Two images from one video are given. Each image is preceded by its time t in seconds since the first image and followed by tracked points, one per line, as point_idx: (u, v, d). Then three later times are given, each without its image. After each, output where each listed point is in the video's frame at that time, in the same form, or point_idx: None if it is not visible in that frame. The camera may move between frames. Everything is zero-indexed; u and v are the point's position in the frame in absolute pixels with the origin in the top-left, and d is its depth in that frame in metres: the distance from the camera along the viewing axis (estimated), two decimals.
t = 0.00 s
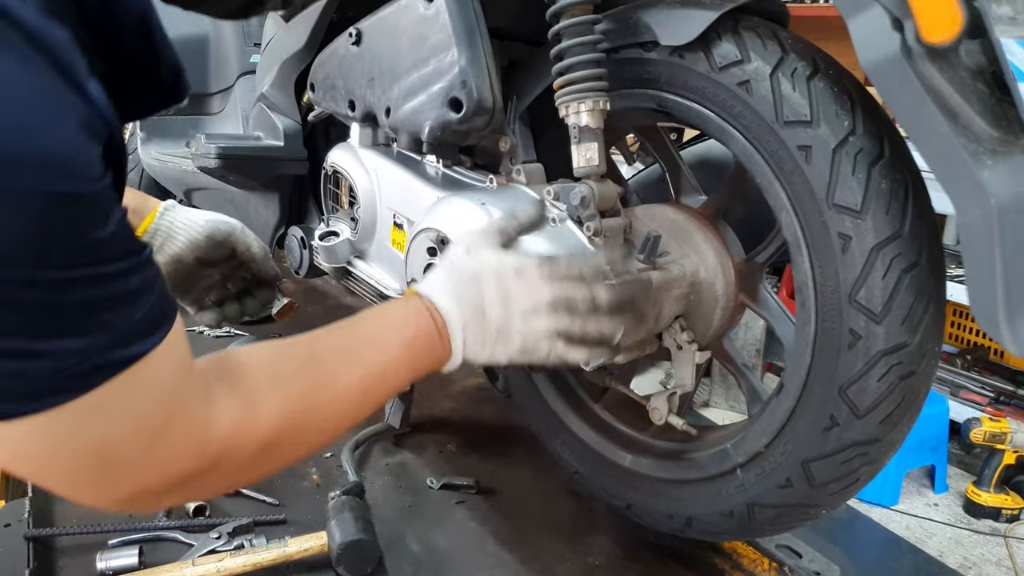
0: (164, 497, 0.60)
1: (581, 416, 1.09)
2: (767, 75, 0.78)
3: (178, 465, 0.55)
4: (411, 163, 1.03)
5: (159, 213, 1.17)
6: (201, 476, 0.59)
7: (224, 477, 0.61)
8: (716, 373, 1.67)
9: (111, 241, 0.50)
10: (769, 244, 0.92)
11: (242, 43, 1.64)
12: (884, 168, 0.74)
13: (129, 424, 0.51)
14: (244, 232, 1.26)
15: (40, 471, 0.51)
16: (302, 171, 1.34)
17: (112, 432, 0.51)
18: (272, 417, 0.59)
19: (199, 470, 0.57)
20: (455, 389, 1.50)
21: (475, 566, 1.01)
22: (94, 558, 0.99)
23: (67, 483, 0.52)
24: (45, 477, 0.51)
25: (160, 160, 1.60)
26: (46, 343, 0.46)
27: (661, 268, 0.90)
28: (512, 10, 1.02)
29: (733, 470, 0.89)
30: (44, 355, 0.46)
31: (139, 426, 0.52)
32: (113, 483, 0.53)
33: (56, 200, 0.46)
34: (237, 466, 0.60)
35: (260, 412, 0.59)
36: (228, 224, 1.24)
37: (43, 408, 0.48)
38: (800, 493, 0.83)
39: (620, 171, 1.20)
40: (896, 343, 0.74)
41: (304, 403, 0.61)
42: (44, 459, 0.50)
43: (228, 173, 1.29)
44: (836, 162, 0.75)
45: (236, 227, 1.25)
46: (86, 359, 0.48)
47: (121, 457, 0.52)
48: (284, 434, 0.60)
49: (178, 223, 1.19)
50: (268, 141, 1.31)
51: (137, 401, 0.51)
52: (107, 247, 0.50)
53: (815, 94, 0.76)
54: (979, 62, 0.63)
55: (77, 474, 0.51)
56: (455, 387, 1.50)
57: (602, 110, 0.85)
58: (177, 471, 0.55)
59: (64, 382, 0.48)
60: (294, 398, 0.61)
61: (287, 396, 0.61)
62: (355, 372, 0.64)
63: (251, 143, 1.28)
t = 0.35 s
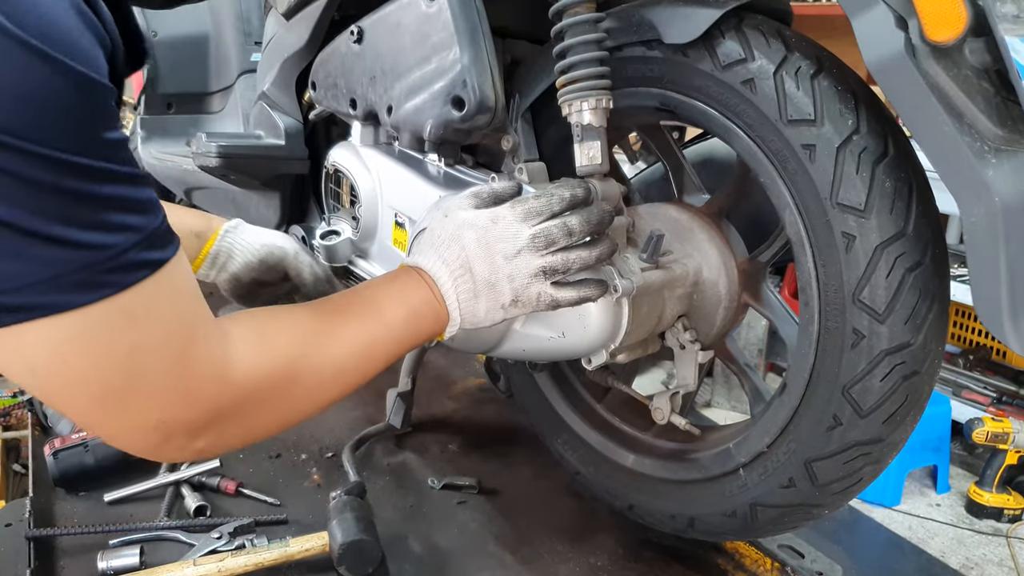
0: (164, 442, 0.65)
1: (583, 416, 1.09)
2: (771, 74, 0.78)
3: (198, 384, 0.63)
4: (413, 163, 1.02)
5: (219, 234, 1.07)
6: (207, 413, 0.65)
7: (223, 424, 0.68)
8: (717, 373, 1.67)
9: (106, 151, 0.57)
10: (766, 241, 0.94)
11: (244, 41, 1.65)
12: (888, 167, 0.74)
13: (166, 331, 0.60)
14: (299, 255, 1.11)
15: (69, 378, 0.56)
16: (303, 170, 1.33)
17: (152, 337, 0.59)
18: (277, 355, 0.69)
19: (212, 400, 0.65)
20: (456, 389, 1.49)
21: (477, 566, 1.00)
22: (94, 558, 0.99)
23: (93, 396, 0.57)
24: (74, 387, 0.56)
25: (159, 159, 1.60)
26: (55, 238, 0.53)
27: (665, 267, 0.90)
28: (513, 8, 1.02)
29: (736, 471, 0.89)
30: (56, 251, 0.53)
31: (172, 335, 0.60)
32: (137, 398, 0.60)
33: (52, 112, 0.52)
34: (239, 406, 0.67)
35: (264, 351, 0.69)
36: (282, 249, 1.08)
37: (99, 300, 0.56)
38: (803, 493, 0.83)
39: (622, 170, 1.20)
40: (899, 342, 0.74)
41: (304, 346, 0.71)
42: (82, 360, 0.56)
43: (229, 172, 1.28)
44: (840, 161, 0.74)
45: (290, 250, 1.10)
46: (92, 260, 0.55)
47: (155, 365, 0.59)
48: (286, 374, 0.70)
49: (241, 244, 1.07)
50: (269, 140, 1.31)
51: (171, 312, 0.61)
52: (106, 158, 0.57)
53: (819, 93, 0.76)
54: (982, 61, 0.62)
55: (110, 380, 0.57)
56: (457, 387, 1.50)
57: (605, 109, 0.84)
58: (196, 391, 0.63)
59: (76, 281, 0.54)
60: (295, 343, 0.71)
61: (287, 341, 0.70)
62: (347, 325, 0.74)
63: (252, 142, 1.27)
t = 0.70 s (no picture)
0: (137, 384, 0.61)
1: (582, 416, 1.09)
2: (769, 74, 0.78)
3: (174, 315, 0.60)
4: (412, 163, 1.02)
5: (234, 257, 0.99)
6: (185, 354, 0.62)
7: (203, 376, 0.64)
8: (716, 373, 1.67)
9: (57, 50, 0.60)
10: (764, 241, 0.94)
11: (243, 41, 1.67)
12: (885, 168, 0.74)
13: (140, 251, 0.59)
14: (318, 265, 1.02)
15: (35, 288, 0.54)
16: (303, 170, 1.34)
17: (125, 252, 0.58)
18: (264, 307, 0.66)
19: (189, 337, 0.61)
20: (456, 389, 1.49)
21: (475, 566, 1.00)
22: (93, 558, 0.99)
23: (60, 313, 0.55)
24: (41, 298, 0.55)
25: (159, 160, 1.60)
26: (23, 132, 0.55)
27: (663, 267, 0.90)
28: (512, 9, 1.02)
29: (734, 470, 0.89)
30: (26, 148, 0.55)
31: (147, 258, 0.60)
32: (108, 320, 0.57)
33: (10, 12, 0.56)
34: (220, 354, 0.64)
35: (249, 300, 0.66)
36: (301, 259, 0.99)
37: (72, 208, 0.56)
38: (802, 493, 0.83)
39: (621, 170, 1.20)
40: (897, 342, 0.74)
41: (297, 304, 0.68)
42: (50, 269, 0.55)
43: (228, 172, 1.28)
44: (837, 161, 0.75)
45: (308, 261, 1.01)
46: (59, 158, 0.56)
47: (127, 283, 0.58)
48: (273, 329, 0.66)
49: (257, 263, 0.98)
50: (268, 140, 1.31)
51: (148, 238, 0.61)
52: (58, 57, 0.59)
53: (817, 93, 0.76)
54: (979, 61, 0.62)
55: (81, 302, 0.56)
56: (456, 387, 1.50)
57: (603, 109, 0.85)
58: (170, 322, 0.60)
59: (46, 181, 0.55)
60: (285, 299, 0.67)
61: (277, 297, 0.67)
62: (342, 289, 0.71)
63: (252, 142, 1.28)
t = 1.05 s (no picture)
0: (128, 348, 0.59)
1: (579, 416, 1.09)
2: (765, 75, 0.78)
3: (168, 280, 0.60)
4: (411, 163, 1.02)
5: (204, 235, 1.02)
6: (179, 321, 0.61)
7: (197, 346, 0.62)
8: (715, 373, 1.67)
9: (58, 23, 0.61)
10: (760, 242, 0.95)
11: (242, 42, 1.68)
12: (881, 168, 0.74)
13: (139, 216, 0.59)
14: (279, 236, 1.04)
15: (33, 243, 0.54)
16: (301, 170, 1.34)
17: (123, 214, 0.58)
18: (259, 284, 0.66)
19: (183, 303, 0.60)
20: (454, 389, 1.50)
21: (472, 566, 1.00)
22: (91, 557, 0.99)
23: (52, 266, 0.55)
24: (35, 250, 0.54)
25: (158, 160, 1.61)
26: (26, 99, 0.55)
27: (660, 267, 0.90)
28: (509, 10, 1.02)
29: (731, 470, 0.89)
30: (27, 113, 0.56)
31: (146, 224, 0.60)
32: (104, 279, 0.57)
33: None
34: (215, 324, 0.62)
35: (243, 274, 0.66)
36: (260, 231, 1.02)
37: (72, 173, 0.56)
38: (798, 493, 0.83)
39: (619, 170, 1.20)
40: (893, 342, 0.74)
41: (292, 284, 0.68)
42: (46, 223, 0.54)
43: (226, 172, 1.28)
44: (833, 161, 0.75)
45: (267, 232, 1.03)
46: (62, 125, 0.57)
47: (126, 246, 0.58)
48: (268, 305, 0.66)
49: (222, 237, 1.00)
50: (267, 140, 1.31)
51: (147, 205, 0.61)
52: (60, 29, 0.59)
53: (813, 93, 0.76)
54: (973, 61, 0.62)
55: (78, 258, 0.55)
56: (454, 387, 1.50)
57: (600, 109, 0.85)
58: (166, 286, 0.60)
59: (49, 146, 0.55)
60: (281, 279, 0.68)
61: (272, 277, 0.68)
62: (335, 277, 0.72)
63: (250, 142, 1.28)
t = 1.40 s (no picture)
0: (109, 282, 0.56)
1: (579, 416, 1.09)
2: (764, 75, 0.78)
3: (150, 215, 0.56)
4: (410, 163, 1.02)
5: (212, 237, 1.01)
6: (163, 256, 0.57)
7: (183, 285, 0.58)
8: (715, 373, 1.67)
9: None
10: (760, 242, 0.95)
11: (242, 42, 1.68)
12: (880, 167, 0.74)
13: (118, 151, 0.57)
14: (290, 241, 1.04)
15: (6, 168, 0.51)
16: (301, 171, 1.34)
17: (100, 144, 0.55)
18: (250, 232, 0.63)
19: (170, 237, 0.57)
20: (454, 389, 1.50)
21: (472, 567, 1.00)
22: (91, 557, 0.99)
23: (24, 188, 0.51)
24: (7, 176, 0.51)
25: (158, 160, 1.61)
26: None
27: (659, 267, 0.90)
28: (508, 10, 1.02)
29: (730, 470, 0.89)
30: None
31: (129, 159, 0.57)
32: (81, 208, 0.53)
33: None
34: (203, 266, 0.59)
35: (237, 222, 0.63)
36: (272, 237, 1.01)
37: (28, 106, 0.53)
38: (798, 493, 0.83)
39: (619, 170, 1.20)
40: (893, 342, 0.74)
41: (284, 240, 0.65)
42: (19, 145, 0.51)
43: (226, 173, 1.27)
44: (832, 161, 0.75)
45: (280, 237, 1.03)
46: None
47: (101, 176, 0.54)
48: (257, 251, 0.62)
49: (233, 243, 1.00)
50: (267, 141, 1.31)
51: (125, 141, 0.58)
52: None
53: (812, 93, 0.76)
54: (972, 61, 0.62)
55: (52, 183, 0.52)
56: (454, 387, 1.50)
57: (599, 109, 0.85)
58: (149, 221, 0.56)
59: None
60: (272, 231, 0.65)
61: (263, 229, 0.64)
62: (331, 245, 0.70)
63: (250, 143, 1.28)
